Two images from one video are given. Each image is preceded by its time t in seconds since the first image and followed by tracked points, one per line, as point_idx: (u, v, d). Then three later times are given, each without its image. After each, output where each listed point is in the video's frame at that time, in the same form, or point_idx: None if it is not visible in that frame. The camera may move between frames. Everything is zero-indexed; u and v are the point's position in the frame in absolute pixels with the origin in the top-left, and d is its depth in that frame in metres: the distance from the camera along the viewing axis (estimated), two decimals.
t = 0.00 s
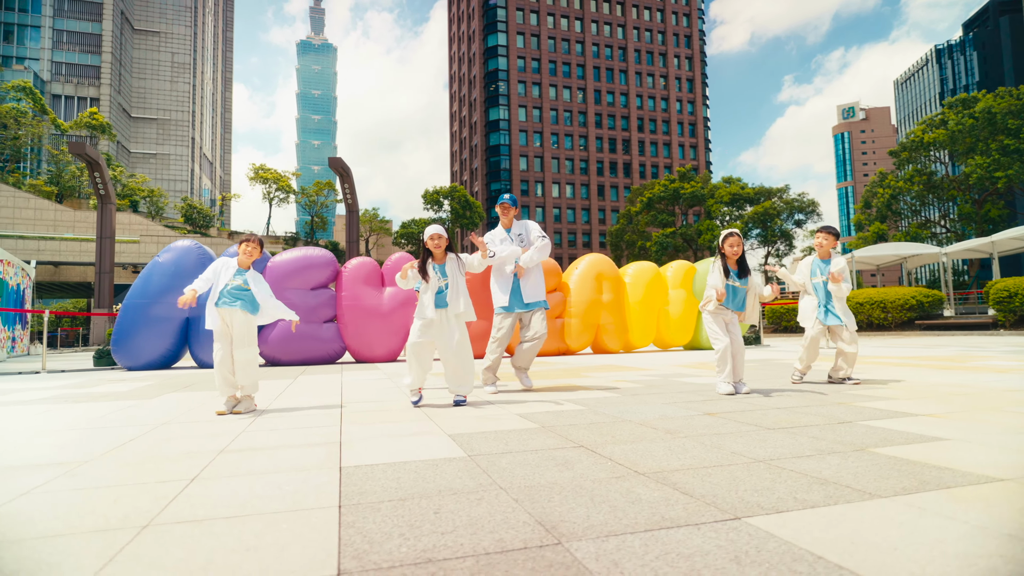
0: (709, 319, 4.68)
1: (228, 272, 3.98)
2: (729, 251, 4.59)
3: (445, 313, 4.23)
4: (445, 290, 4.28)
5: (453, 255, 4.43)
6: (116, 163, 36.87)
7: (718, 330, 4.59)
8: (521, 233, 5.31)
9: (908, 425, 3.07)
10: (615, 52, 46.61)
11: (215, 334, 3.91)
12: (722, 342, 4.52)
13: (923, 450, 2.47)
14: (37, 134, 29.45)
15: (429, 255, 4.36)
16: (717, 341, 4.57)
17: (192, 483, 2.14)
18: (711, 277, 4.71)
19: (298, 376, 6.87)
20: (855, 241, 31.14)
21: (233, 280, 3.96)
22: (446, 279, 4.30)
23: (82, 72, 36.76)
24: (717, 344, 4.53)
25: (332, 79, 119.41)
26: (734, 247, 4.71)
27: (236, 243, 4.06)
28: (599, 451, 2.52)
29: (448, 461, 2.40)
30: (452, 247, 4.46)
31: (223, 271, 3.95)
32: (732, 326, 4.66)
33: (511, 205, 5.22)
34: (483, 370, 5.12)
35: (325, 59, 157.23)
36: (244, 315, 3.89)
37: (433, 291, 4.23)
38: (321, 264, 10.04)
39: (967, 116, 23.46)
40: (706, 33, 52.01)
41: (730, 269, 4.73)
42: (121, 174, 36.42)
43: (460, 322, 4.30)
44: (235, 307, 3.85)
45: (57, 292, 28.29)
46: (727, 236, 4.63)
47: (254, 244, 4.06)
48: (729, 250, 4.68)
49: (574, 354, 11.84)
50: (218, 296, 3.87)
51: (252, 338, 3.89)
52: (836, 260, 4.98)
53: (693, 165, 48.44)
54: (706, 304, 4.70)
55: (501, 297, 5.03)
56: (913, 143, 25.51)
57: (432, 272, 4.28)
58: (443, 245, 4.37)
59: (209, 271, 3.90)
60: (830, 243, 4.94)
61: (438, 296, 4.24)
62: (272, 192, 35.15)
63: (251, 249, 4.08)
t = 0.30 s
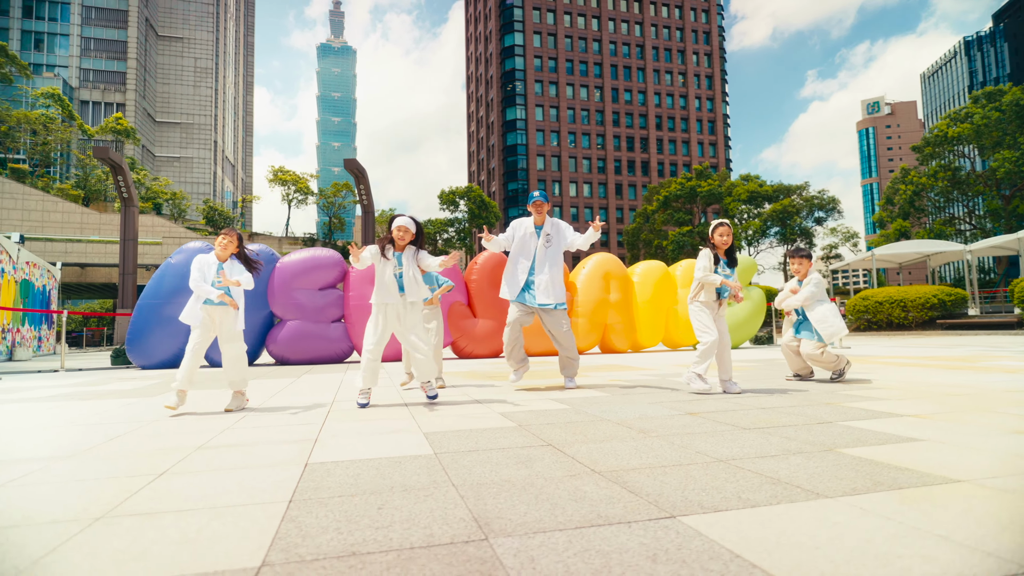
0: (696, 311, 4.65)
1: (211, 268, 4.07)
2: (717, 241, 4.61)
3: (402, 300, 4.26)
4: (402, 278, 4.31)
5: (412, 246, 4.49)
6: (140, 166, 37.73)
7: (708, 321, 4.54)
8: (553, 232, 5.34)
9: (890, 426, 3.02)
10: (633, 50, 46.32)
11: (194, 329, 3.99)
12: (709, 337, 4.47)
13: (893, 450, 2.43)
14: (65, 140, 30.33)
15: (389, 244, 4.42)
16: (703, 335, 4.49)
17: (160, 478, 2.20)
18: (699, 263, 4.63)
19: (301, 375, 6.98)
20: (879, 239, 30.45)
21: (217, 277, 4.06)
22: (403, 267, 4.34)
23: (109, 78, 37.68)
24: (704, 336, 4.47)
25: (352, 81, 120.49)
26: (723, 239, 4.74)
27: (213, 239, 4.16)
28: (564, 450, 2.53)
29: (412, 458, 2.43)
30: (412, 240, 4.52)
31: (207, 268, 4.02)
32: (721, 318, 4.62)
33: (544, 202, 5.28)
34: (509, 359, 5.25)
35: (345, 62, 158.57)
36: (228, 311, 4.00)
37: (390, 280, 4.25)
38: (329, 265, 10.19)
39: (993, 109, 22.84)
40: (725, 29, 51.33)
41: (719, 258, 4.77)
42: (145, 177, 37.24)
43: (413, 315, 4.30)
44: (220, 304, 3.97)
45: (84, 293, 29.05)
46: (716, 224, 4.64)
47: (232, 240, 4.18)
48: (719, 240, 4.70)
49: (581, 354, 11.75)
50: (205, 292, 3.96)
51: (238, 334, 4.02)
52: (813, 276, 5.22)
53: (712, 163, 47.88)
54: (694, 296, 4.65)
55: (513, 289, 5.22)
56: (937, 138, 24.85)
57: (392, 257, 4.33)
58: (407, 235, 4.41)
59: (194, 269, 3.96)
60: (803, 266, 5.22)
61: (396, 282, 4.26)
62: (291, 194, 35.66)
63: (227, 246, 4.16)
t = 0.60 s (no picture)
0: (680, 322, 4.69)
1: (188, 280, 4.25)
2: (711, 255, 4.63)
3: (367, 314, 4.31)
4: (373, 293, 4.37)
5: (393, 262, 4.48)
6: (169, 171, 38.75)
7: (692, 334, 4.60)
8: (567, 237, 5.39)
9: (873, 426, 2.95)
10: (655, 46, 45.88)
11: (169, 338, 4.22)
12: (692, 348, 4.53)
13: (865, 451, 2.38)
14: (98, 145, 31.37)
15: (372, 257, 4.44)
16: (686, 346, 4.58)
17: (134, 473, 2.28)
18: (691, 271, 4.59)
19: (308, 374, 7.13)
20: (908, 235, 29.60)
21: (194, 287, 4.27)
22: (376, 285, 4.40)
23: (140, 85, 38.77)
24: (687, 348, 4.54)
25: (376, 83, 121.68)
26: (717, 253, 4.72)
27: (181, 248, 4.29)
28: (533, 448, 2.54)
29: (380, 455, 2.46)
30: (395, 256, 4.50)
31: (184, 281, 4.22)
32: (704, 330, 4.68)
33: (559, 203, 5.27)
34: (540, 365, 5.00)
35: (368, 65, 160.14)
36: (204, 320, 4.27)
37: (361, 295, 4.33)
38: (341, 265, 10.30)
39: None
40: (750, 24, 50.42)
41: (714, 274, 4.69)
42: (174, 181, 38.21)
43: (382, 328, 4.39)
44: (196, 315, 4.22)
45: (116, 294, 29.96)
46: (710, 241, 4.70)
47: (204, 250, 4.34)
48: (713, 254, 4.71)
49: (592, 353, 11.70)
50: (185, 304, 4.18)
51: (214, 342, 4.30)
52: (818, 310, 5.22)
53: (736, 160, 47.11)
54: (680, 307, 4.69)
55: (535, 293, 5.10)
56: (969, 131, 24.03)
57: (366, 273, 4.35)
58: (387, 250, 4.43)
59: (171, 282, 4.16)
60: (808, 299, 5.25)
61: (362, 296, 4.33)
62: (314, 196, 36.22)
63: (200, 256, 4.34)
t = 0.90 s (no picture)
0: (677, 317, 4.62)
1: (186, 271, 4.52)
2: (705, 247, 4.62)
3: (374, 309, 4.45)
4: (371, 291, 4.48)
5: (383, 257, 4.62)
6: (199, 175, 39.73)
7: (683, 331, 4.57)
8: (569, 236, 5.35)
9: (858, 427, 2.89)
10: (680, 43, 45.25)
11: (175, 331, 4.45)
12: (685, 343, 4.51)
13: (840, 451, 2.34)
14: (132, 151, 32.33)
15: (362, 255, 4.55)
16: (679, 343, 4.53)
17: (115, 466, 2.38)
18: (685, 266, 4.59)
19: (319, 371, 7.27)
20: (943, 232, 28.57)
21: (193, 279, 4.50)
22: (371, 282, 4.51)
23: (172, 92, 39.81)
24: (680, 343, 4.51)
25: (401, 85, 122.38)
26: (713, 245, 4.76)
27: (182, 244, 4.63)
28: (504, 446, 2.56)
29: (353, 451, 2.50)
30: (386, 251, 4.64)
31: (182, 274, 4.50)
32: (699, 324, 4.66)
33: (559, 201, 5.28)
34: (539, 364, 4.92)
35: (394, 67, 161.39)
36: (201, 311, 4.47)
37: (360, 292, 4.42)
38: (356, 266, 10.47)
39: None
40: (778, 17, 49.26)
41: (710, 265, 4.72)
42: (203, 185, 39.12)
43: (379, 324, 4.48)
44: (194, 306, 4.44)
45: (149, 295, 30.87)
46: (707, 231, 4.65)
47: (202, 243, 4.62)
48: (709, 245, 4.72)
49: (607, 353, 11.68)
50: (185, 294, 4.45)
51: (213, 334, 4.48)
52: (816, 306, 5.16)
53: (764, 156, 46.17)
54: (677, 301, 4.62)
55: (537, 289, 5.06)
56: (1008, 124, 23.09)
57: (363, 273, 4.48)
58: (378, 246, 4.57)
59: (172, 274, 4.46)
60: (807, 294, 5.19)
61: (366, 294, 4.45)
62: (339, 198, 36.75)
63: (198, 249, 4.62)
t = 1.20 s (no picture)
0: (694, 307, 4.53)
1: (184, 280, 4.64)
2: (701, 236, 4.60)
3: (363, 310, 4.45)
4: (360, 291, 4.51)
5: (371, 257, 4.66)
6: (226, 178, 40.61)
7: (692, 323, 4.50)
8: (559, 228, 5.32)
9: (839, 428, 2.84)
10: (704, 38, 44.57)
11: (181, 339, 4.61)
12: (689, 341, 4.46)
13: (810, 452, 2.29)
14: (163, 155, 33.13)
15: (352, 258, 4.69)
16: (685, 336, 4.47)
17: (98, 461, 2.47)
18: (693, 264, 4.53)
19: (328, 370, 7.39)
20: (980, 228, 27.50)
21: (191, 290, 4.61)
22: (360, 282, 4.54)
23: (201, 98, 40.71)
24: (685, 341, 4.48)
25: (425, 86, 123.05)
26: (708, 233, 4.76)
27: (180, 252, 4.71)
28: (475, 445, 2.58)
29: (326, 447, 2.55)
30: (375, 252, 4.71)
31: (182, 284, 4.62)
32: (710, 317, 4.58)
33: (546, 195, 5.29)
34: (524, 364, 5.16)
35: (418, 69, 162.58)
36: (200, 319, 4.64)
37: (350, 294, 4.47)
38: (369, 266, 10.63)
39: None
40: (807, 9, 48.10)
41: (710, 251, 4.68)
42: (231, 188, 39.94)
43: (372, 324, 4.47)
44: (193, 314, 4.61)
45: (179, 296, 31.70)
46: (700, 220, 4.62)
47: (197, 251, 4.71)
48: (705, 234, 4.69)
49: (620, 352, 11.62)
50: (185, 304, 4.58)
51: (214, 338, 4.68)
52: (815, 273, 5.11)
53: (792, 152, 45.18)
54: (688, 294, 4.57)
55: (526, 287, 5.13)
56: None
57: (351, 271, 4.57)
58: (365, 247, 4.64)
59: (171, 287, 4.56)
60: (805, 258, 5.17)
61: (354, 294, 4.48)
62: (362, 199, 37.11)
63: (192, 257, 4.70)
